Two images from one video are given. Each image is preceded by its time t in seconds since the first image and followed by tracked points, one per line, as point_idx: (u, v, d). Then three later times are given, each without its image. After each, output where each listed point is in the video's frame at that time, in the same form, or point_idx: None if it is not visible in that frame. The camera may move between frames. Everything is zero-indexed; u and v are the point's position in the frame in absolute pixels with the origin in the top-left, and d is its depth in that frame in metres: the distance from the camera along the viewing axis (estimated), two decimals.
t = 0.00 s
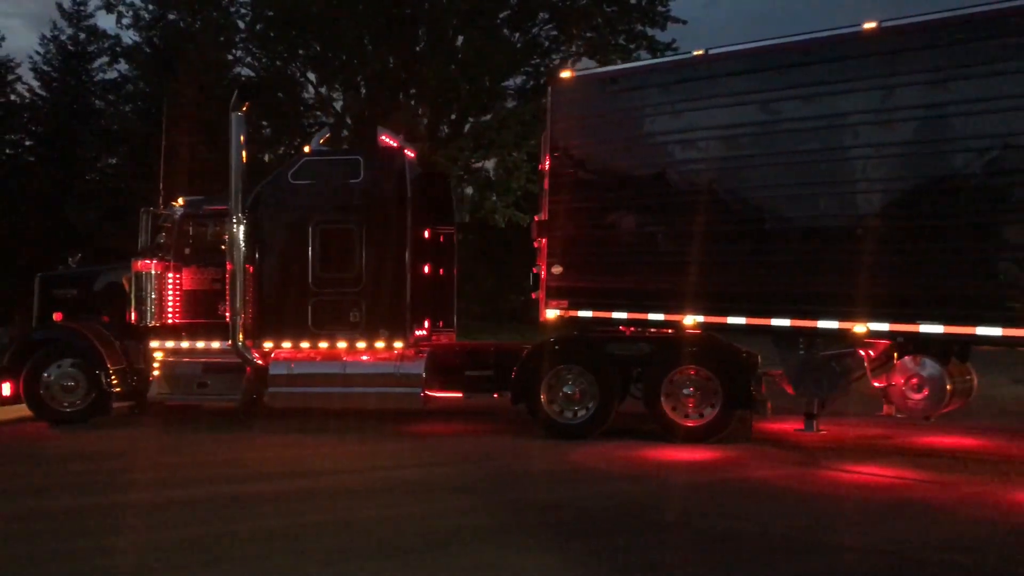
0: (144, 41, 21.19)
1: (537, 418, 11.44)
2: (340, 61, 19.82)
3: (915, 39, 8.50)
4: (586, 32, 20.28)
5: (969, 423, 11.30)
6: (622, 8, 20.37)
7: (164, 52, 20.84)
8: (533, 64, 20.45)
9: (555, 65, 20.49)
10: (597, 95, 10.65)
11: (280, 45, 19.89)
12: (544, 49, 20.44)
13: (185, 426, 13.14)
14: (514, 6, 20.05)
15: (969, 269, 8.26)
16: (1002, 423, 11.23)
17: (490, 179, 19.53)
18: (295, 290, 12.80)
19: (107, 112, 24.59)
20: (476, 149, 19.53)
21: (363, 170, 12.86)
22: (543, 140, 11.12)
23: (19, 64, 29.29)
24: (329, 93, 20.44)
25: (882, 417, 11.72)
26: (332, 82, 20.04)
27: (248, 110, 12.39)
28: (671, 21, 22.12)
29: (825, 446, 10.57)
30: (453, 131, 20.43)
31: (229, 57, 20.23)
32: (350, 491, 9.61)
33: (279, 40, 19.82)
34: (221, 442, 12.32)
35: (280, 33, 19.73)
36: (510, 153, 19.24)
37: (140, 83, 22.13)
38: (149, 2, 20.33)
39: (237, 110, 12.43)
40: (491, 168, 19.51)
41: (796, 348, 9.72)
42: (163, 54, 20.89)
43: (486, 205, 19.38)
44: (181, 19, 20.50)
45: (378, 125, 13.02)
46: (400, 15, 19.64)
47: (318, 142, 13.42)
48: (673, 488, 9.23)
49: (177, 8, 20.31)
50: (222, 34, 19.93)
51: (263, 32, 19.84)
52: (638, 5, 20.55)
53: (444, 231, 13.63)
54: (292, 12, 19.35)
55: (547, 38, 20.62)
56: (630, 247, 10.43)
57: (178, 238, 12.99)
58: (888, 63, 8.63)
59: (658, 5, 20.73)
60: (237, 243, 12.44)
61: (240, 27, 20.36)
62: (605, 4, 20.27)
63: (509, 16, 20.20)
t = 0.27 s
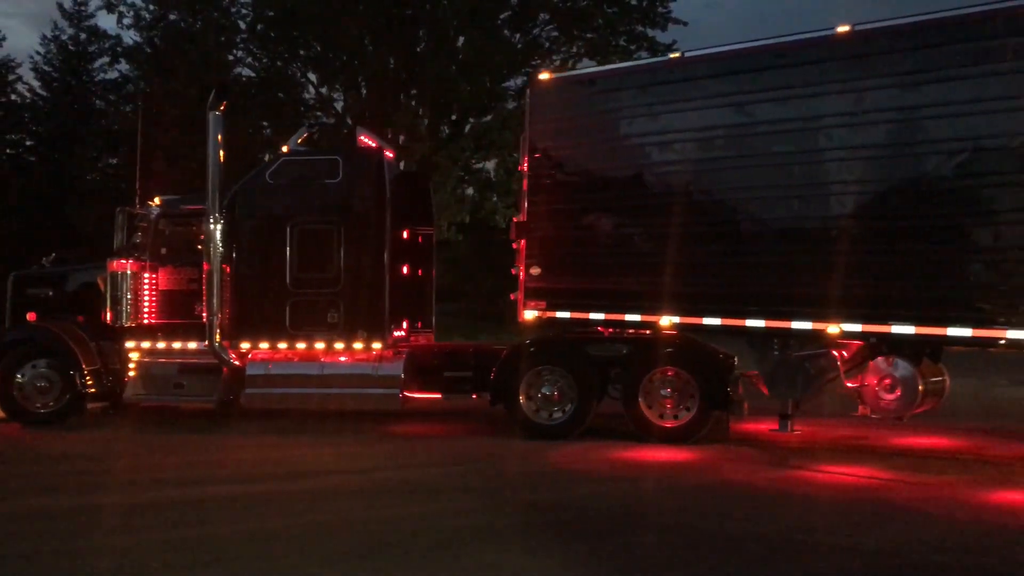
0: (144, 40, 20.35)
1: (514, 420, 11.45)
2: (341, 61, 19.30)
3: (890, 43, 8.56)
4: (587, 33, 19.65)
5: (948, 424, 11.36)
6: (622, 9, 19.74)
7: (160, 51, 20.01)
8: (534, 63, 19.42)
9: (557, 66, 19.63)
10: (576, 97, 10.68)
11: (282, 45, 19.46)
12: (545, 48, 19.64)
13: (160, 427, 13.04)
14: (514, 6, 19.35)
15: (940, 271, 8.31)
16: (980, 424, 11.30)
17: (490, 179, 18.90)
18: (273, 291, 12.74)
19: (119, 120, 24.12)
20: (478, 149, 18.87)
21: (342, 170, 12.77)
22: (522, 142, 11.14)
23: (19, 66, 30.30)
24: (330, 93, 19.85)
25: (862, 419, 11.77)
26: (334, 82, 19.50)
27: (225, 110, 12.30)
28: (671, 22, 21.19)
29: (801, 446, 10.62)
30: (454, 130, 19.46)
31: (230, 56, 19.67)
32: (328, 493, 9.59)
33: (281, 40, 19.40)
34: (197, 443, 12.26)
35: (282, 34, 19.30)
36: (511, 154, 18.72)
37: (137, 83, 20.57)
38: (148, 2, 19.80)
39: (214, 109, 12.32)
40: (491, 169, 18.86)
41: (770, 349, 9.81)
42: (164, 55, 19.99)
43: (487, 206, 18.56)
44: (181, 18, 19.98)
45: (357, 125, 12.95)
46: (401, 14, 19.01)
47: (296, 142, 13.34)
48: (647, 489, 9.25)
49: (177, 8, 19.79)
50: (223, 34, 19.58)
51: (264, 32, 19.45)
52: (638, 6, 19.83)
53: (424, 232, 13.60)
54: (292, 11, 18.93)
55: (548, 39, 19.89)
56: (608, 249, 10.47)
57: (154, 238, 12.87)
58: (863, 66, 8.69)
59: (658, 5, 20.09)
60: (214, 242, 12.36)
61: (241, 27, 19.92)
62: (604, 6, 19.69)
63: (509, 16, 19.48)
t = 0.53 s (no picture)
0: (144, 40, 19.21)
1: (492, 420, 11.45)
2: (342, 61, 18.36)
3: (864, 44, 8.59)
4: (587, 33, 18.87)
5: (927, 424, 11.44)
6: (623, 8, 19.01)
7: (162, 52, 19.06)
8: (535, 63, 18.70)
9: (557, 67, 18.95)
10: (554, 98, 10.71)
11: (281, 44, 18.48)
12: (545, 50, 18.84)
13: (135, 429, 12.92)
14: (513, 6, 18.53)
15: (910, 272, 8.39)
16: (958, 424, 11.38)
17: (491, 178, 19.26)
18: (250, 291, 12.66)
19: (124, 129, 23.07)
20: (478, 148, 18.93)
21: (320, 169, 12.71)
22: (501, 142, 11.15)
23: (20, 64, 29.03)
24: (330, 93, 18.95)
25: (841, 419, 11.84)
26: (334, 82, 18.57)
27: (201, 109, 12.22)
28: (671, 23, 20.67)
29: (777, 445, 10.68)
30: (455, 131, 19.18)
31: (229, 57, 18.81)
32: (312, 495, 9.51)
33: (280, 39, 18.42)
34: (172, 444, 12.16)
35: (281, 33, 18.31)
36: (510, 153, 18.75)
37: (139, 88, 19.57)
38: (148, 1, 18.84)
39: (190, 108, 12.23)
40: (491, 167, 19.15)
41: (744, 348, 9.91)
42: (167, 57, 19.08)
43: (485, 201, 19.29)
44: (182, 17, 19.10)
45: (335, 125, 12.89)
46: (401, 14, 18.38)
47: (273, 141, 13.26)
48: (625, 489, 9.27)
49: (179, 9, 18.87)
50: (223, 34, 18.68)
51: (263, 31, 18.42)
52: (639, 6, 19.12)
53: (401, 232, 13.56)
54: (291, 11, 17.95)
55: (548, 39, 19.07)
56: (585, 249, 10.51)
57: (129, 237, 12.77)
58: (834, 68, 8.75)
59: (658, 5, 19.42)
60: (190, 242, 12.28)
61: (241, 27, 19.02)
62: (605, 5, 18.96)
63: (508, 16, 18.66)
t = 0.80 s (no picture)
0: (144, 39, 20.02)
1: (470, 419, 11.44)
2: (342, 61, 18.49)
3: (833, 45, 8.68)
4: (588, 32, 19.42)
5: (901, 421, 11.56)
6: (622, 7, 19.45)
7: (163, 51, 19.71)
8: (535, 62, 19.32)
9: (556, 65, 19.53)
10: (529, 98, 10.73)
11: (281, 44, 18.51)
12: (545, 49, 19.48)
13: (109, 429, 12.84)
14: (513, 6, 18.88)
15: (881, 270, 8.47)
16: (931, 421, 11.52)
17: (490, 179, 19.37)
18: (226, 289, 12.59)
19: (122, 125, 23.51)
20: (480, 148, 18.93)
21: (297, 167, 12.67)
22: (478, 141, 11.16)
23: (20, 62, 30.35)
24: (330, 93, 19.40)
25: (817, 416, 11.96)
26: (334, 80, 18.78)
27: (178, 107, 12.10)
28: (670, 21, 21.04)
29: (753, 443, 10.74)
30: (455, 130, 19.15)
31: (229, 55, 18.92)
32: (287, 496, 9.47)
33: (280, 38, 18.44)
34: (148, 444, 12.11)
35: (281, 32, 18.36)
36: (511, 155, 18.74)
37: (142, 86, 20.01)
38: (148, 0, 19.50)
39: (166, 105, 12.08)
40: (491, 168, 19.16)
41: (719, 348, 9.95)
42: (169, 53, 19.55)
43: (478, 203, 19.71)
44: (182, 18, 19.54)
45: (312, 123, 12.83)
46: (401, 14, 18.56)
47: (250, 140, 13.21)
48: (600, 487, 9.30)
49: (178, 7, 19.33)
50: (222, 33, 18.74)
51: (263, 31, 18.53)
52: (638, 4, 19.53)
53: (378, 232, 13.24)
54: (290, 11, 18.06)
55: (548, 38, 19.60)
56: (561, 248, 10.54)
57: (104, 235, 12.65)
58: (806, 68, 8.81)
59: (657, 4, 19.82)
60: (166, 240, 12.17)
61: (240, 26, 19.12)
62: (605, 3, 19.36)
63: (509, 16, 18.97)
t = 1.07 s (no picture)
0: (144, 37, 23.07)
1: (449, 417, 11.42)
2: (342, 59, 18.84)
3: (805, 45, 8.72)
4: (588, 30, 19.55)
5: (879, 418, 11.63)
6: (622, 6, 19.65)
7: (164, 51, 22.22)
8: (535, 60, 19.49)
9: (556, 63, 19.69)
10: (505, 97, 10.74)
11: (280, 41, 19.17)
12: (544, 46, 19.52)
13: (85, 429, 12.71)
14: (514, 3, 18.98)
15: (854, 267, 8.53)
16: (909, 419, 11.59)
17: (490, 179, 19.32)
18: (203, 288, 12.48)
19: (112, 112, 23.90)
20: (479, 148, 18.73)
21: (274, 164, 12.58)
22: (456, 140, 11.15)
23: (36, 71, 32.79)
24: (329, 91, 19.73)
25: (795, 413, 12.02)
26: (334, 79, 19.18)
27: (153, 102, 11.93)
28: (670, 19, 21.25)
29: (731, 440, 10.79)
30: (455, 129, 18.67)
31: (229, 54, 20.20)
32: (261, 496, 9.40)
33: (279, 36, 19.09)
34: (124, 444, 12.01)
35: (280, 30, 18.98)
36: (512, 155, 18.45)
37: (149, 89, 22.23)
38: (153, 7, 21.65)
39: (142, 101, 11.89)
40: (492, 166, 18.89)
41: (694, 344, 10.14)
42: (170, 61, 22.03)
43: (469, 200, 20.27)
44: (181, 19, 21.58)
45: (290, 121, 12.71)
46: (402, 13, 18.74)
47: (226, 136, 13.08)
48: (577, 485, 9.30)
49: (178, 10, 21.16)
50: (222, 32, 19.97)
51: (263, 29, 19.25)
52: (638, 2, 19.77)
53: (357, 229, 13.30)
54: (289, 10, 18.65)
55: (548, 35, 19.70)
56: (539, 246, 10.55)
57: (79, 234, 12.58)
58: (780, 67, 8.86)
59: (657, 3, 20.10)
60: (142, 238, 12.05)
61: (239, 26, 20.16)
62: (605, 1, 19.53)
63: (509, 13, 19.09)
